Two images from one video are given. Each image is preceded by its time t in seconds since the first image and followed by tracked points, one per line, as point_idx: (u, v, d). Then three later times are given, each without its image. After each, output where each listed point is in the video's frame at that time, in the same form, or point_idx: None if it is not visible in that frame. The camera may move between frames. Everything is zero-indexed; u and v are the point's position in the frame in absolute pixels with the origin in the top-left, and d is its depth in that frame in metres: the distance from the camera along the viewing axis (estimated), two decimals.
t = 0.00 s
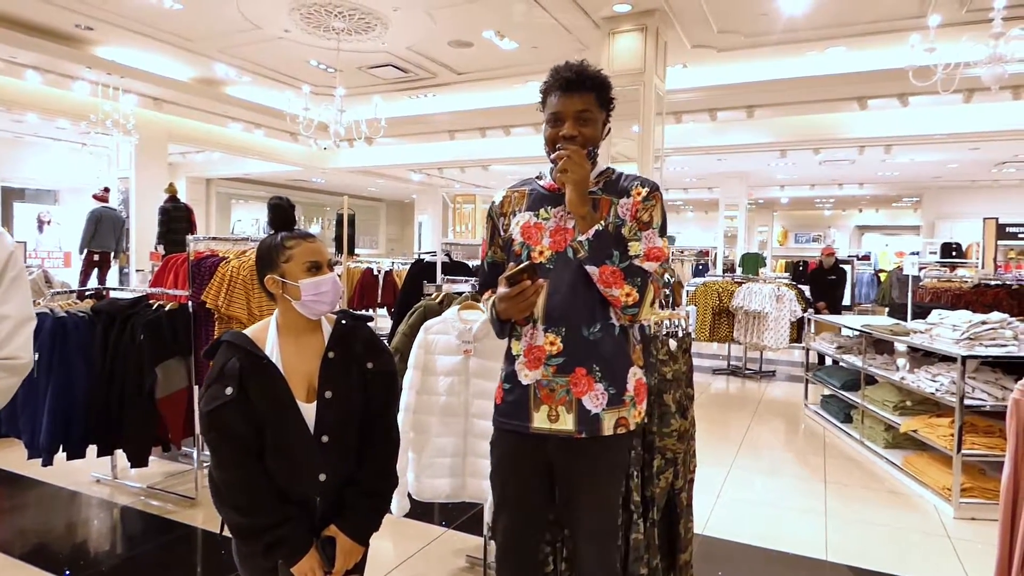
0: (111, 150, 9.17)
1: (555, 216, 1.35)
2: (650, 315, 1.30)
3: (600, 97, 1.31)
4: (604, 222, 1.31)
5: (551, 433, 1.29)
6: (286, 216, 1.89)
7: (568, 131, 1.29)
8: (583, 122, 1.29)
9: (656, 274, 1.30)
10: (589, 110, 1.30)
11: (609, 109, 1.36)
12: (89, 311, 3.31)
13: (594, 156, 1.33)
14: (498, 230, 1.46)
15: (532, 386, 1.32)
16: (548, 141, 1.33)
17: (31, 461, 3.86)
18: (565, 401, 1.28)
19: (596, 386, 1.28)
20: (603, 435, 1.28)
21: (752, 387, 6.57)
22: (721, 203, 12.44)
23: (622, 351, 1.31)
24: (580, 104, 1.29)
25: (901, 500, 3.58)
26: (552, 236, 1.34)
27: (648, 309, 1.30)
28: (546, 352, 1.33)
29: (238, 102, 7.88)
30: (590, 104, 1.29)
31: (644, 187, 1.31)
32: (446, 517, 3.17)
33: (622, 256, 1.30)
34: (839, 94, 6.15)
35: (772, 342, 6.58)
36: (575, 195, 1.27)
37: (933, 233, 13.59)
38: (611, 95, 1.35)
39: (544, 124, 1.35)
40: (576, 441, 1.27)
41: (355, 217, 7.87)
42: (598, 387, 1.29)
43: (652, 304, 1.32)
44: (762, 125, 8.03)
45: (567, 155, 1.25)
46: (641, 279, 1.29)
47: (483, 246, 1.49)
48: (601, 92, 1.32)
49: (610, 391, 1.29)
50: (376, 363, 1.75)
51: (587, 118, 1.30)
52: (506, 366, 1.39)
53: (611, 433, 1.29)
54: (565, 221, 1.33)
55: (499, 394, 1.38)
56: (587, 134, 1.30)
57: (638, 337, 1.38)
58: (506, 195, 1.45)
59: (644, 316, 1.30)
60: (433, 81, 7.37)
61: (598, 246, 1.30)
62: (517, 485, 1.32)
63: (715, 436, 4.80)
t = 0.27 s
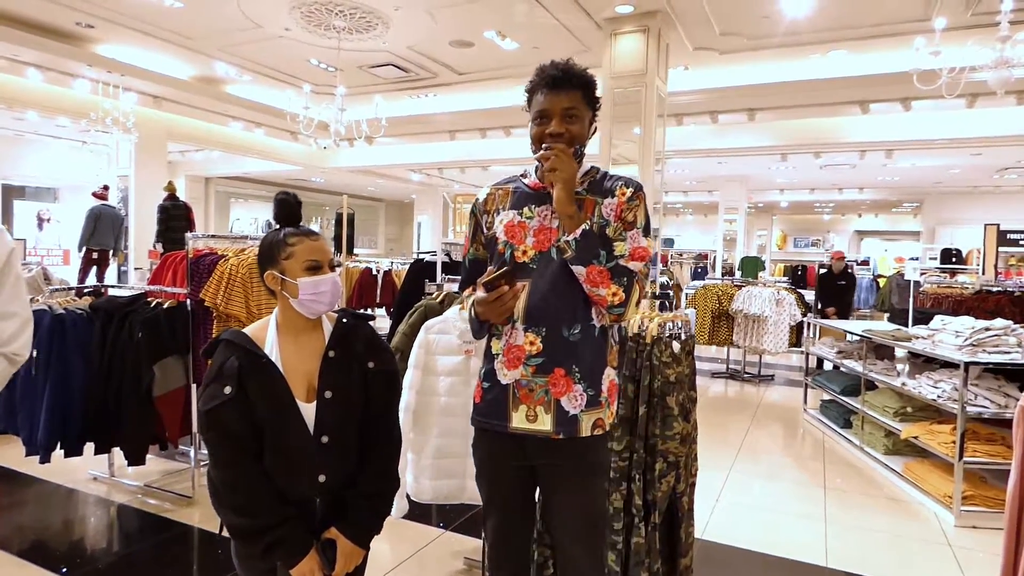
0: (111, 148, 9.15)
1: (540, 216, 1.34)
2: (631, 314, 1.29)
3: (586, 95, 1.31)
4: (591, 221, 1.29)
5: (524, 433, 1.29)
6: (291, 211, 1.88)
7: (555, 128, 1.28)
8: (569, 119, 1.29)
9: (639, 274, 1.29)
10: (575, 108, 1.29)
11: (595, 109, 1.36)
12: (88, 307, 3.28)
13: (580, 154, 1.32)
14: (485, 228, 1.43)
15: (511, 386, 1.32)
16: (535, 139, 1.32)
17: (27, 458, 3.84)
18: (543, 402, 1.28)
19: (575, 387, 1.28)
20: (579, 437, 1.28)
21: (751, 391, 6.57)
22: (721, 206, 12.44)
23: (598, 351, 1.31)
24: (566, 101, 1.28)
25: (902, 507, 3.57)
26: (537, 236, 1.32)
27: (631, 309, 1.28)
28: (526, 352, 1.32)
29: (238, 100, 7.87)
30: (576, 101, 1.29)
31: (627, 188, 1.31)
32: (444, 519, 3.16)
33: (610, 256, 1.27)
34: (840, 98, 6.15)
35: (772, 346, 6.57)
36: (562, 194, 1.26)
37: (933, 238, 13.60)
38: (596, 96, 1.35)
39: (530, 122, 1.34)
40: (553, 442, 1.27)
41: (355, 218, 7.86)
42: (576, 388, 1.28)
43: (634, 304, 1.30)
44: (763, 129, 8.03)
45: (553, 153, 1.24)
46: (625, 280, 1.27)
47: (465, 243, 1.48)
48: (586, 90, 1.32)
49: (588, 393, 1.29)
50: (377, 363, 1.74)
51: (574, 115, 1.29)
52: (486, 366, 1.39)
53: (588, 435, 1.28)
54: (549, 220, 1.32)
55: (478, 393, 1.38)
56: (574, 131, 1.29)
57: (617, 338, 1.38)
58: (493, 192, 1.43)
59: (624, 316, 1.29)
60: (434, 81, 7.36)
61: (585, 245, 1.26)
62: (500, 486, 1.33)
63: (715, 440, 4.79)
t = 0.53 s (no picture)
0: (111, 141, 9.12)
1: (539, 214, 1.32)
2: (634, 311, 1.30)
3: (583, 91, 1.30)
4: (594, 220, 1.27)
5: (531, 435, 1.28)
6: (303, 204, 1.87)
7: (552, 123, 1.27)
8: (566, 115, 1.27)
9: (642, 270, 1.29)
10: (573, 104, 1.28)
11: (592, 105, 1.35)
12: (88, 301, 3.27)
13: (578, 151, 1.31)
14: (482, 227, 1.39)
15: (516, 386, 1.29)
16: (532, 136, 1.30)
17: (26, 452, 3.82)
18: (551, 402, 1.26)
19: (581, 386, 1.27)
20: (587, 436, 1.28)
21: (752, 391, 6.57)
22: (723, 205, 12.43)
23: (601, 350, 1.30)
24: (563, 96, 1.27)
25: (908, 510, 3.56)
26: (538, 234, 1.30)
27: (636, 305, 1.29)
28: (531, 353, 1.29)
29: (240, 94, 7.84)
30: (573, 97, 1.27)
31: (625, 182, 1.31)
32: (446, 519, 3.15)
33: (613, 255, 1.28)
34: (846, 99, 6.14)
35: (774, 346, 6.57)
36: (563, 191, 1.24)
37: (934, 240, 13.61)
38: (593, 92, 1.34)
39: (526, 118, 1.32)
40: (561, 442, 1.26)
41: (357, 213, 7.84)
42: (582, 387, 1.27)
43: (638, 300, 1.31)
44: (767, 128, 8.02)
45: (552, 150, 1.22)
46: (629, 278, 1.27)
47: (458, 241, 1.45)
48: (584, 86, 1.30)
49: (594, 391, 1.28)
50: (386, 362, 1.73)
51: (571, 111, 1.28)
52: (485, 369, 1.36)
53: (594, 433, 1.28)
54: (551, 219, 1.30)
55: (479, 395, 1.36)
56: (571, 127, 1.28)
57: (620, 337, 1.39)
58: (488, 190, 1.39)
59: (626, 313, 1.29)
60: (437, 77, 7.34)
61: (590, 246, 1.27)
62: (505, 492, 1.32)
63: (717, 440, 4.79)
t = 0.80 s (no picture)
0: (110, 147, 9.10)
1: (543, 213, 1.30)
2: (642, 309, 1.29)
3: (583, 89, 1.28)
4: (594, 221, 1.26)
5: (545, 439, 1.27)
6: (313, 208, 1.89)
7: (552, 121, 1.25)
8: (566, 113, 1.25)
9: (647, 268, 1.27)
10: (572, 101, 1.26)
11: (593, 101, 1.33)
12: (90, 309, 3.26)
13: (579, 149, 1.29)
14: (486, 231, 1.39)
15: (529, 390, 1.29)
16: (533, 135, 1.28)
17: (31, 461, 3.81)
18: (564, 405, 1.25)
19: (594, 388, 1.26)
20: (600, 437, 1.26)
21: (757, 388, 6.56)
22: (723, 203, 12.43)
23: (614, 350, 1.29)
24: (562, 93, 1.25)
25: (918, 507, 3.55)
26: (543, 235, 1.29)
27: (642, 304, 1.27)
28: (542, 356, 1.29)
29: (238, 98, 7.83)
30: (573, 94, 1.26)
31: (630, 178, 1.28)
32: (454, 523, 3.14)
33: (616, 254, 1.26)
34: (846, 95, 6.14)
35: (779, 343, 6.56)
36: (564, 191, 1.22)
37: (935, 235, 13.62)
38: (593, 89, 1.32)
39: (525, 118, 1.31)
40: (576, 444, 1.25)
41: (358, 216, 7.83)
42: (595, 388, 1.26)
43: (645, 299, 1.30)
44: (767, 125, 8.02)
45: (551, 149, 1.20)
46: (634, 278, 1.26)
47: (465, 244, 1.45)
48: (583, 83, 1.28)
49: (607, 392, 1.27)
50: (398, 367, 1.75)
51: (571, 108, 1.26)
52: (496, 373, 1.35)
53: (609, 434, 1.27)
54: (554, 219, 1.28)
55: (491, 399, 1.36)
56: (571, 125, 1.26)
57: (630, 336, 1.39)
58: (491, 192, 1.39)
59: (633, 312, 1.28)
60: (436, 79, 7.33)
61: (590, 247, 1.26)
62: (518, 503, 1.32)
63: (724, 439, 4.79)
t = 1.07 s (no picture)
0: (104, 143, 9.04)
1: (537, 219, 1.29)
2: (631, 318, 1.24)
3: (572, 89, 1.26)
4: (577, 229, 1.23)
5: (542, 443, 1.27)
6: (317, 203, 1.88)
7: (539, 128, 1.25)
8: (553, 117, 1.24)
9: (636, 276, 1.24)
10: (560, 104, 1.25)
11: (585, 102, 1.31)
12: (84, 306, 3.23)
13: (569, 154, 1.27)
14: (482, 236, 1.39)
15: (526, 395, 1.29)
16: (522, 140, 1.28)
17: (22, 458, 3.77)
18: (561, 410, 1.24)
19: (591, 394, 1.24)
20: (599, 442, 1.25)
21: (753, 390, 6.58)
22: (719, 205, 12.47)
23: (612, 357, 1.27)
24: (550, 97, 1.24)
25: (914, 510, 3.56)
26: (536, 241, 1.27)
27: (627, 313, 1.23)
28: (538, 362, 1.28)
29: (234, 95, 7.79)
30: (561, 96, 1.24)
31: (626, 181, 1.25)
32: (451, 523, 3.12)
33: (600, 264, 1.22)
34: (844, 98, 6.17)
35: (775, 346, 6.58)
36: (546, 195, 1.21)
37: (930, 239, 13.69)
38: (585, 89, 1.30)
39: (514, 122, 1.30)
40: (573, 449, 1.25)
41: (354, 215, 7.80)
42: (591, 394, 1.24)
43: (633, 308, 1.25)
44: (764, 128, 8.04)
45: (535, 153, 1.19)
46: (618, 287, 1.21)
47: (463, 248, 1.45)
48: (572, 84, 1.26)
49: (605, 397, 1.25)
50: (399, 367, 1.75)
51: (559, 113, 1.25)
52: (499, 375, 1.35)
53: (609, 438, 1.26)
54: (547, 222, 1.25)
55: (492, 399, 1.37)
56: (559, 130, 1.25)
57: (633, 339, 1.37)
58: (486, 197, 1.39)
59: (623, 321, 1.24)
60: (435, 78, 7.32)
61: (572, 255, 1.21)
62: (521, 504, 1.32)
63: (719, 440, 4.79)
